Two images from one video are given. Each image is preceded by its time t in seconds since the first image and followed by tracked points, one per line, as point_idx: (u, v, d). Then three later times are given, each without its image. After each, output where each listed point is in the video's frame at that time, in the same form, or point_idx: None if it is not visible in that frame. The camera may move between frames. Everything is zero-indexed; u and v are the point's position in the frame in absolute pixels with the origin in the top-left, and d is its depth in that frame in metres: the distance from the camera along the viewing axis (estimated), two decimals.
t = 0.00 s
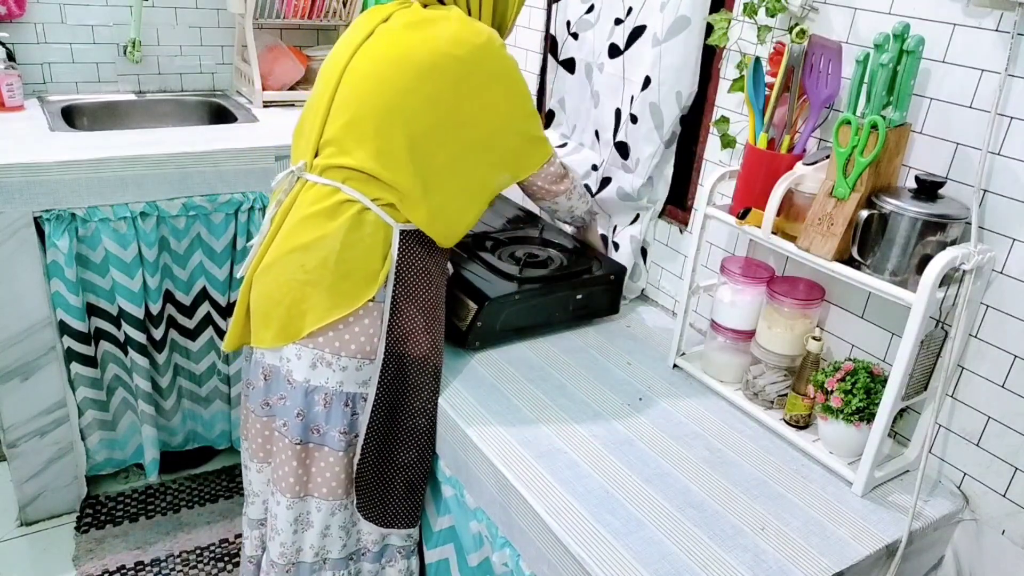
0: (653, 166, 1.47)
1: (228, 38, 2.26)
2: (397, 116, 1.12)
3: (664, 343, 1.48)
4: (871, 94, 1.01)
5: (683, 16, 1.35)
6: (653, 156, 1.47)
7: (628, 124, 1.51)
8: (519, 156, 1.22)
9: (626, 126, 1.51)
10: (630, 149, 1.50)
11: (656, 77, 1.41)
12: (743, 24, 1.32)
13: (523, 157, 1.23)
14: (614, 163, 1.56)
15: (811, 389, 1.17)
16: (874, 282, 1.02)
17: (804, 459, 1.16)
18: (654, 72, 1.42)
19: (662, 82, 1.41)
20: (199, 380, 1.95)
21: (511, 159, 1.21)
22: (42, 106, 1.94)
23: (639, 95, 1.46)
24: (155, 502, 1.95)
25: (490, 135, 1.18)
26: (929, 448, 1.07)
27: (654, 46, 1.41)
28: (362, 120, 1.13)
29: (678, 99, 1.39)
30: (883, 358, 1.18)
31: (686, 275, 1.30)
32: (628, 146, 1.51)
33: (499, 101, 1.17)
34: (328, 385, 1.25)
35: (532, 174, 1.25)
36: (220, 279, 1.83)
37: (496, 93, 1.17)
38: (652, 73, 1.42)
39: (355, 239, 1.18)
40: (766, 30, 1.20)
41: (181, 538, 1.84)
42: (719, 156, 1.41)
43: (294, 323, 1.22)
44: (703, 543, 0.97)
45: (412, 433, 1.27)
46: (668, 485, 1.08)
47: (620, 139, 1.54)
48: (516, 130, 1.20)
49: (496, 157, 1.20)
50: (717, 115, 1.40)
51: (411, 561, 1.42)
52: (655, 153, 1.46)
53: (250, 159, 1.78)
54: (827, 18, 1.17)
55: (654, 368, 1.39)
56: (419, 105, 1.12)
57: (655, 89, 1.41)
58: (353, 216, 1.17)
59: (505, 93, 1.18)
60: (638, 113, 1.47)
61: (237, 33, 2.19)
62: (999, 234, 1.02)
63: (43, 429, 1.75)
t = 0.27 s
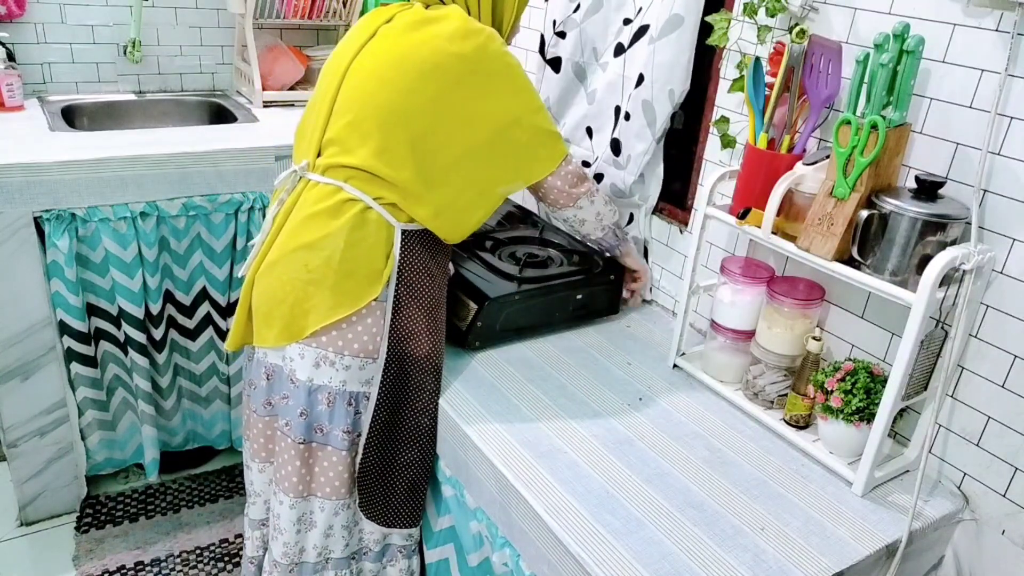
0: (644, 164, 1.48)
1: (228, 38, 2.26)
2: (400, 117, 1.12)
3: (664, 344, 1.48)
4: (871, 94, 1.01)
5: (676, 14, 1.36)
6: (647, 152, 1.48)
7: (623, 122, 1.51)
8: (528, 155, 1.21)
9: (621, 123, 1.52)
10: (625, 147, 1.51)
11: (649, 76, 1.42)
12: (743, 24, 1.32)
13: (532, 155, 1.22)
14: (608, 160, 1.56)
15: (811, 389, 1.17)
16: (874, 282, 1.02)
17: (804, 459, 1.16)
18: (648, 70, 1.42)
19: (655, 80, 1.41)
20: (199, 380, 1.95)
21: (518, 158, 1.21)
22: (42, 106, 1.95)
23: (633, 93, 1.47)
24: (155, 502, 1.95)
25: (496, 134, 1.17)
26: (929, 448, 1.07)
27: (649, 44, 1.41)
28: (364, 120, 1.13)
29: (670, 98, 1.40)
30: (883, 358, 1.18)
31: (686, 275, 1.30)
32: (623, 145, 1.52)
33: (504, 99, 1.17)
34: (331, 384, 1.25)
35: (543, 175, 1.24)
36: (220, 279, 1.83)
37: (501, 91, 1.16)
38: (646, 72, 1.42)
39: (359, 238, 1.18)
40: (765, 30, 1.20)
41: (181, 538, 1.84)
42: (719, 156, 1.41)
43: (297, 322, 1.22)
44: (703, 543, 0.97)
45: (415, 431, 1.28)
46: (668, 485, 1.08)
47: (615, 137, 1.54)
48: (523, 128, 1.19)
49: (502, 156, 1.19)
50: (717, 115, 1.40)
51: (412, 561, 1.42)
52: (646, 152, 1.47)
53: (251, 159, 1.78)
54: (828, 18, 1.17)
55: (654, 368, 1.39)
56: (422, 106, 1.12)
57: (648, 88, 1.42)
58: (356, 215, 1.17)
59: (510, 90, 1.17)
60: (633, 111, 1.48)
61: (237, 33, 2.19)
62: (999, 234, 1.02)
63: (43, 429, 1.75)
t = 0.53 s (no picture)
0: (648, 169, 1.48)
1: (228, 38, 2.26)
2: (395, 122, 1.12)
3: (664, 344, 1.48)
4: (871, 94, 1.01)
5: (685, 16, 1.35)
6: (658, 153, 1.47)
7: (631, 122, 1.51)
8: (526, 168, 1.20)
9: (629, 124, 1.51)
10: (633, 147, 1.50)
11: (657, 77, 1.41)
12: (743, 24, 1.32)
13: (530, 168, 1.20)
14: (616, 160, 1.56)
15: (811, 389, 1.17)
16: (874, 282, 1.02)
17: (804, 459, 1.16)
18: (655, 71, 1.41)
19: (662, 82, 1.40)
20: (199, 380, 1.95)
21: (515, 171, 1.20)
22: (42, 106, 1.94)
23: (641, 94, 1.46)
24: (155, 502, 1.95)
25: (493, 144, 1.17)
26: (929, 448, 1.07)
27: (655, 46, 1.41)
28: (359, 123, 1.13)
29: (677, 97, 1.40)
30: (883, 358, 1.18)
31: (686, 275, 1.30)
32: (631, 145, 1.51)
33: (503, 109, 1.17)
34: (326, 387, 1.25)
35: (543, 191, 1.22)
36: (220, 279, 1.83)
37: (498, 101, 1.17)
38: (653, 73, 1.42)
39: (354, 240, 1.17)
40: (766, 30, 1.20)
41: (181, 538, 1.84)
42: (719, 156, 1.41)
43: (292, 324, 1.22)
44: (703, 543, 0.97)
45: (412, 435, 1.27)
46: (668, 485, 1.08)
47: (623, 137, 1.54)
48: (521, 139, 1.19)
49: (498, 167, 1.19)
50: (717, 115, 1.40)
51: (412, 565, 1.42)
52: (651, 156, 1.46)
53: (251, 159, 1.78)
54: (828, 18, 1.17)
55: (654, 368, 1.39)
56: (418, 112, 1.12)
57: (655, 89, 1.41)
58: (351, 218, 1.16)
59: (509, 101, 1.17)
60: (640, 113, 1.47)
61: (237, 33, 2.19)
62: (999, 234, 1.02)
63: (43, 428, 1.75)
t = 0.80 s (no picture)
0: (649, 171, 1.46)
1: (228, 38, 2.26)
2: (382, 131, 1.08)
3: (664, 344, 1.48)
4: (871, 94, 1.01)
5: (683, 15, 1.34)
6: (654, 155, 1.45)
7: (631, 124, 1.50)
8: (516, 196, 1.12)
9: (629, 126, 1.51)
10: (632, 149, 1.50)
11: (656, 78, 1.40)
12: (743, 24, 1.32)
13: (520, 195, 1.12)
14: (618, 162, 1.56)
15: (811, 389, 1.17)
16: (874, 282, 1.02)
17: (804, 459, 1.16)
18: (654, 72, 1.41)
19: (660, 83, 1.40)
20: (199, 380, 1.95)
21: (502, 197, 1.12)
22: (42, 106, 1.94)
23: (641, 95, 1.45)
24: (155, 502, 1.95)
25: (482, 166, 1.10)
26: (929, 448, 1.07)
27: (654, 48, 1.40)
28: (353, 131, 1.11)
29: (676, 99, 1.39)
30: (883, 358, 1.18)
31: (686, 275, 1.30)
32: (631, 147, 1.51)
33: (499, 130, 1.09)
34: (314, 392, 1.25)
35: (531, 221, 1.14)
36: (220, 279, 1.83)
37: (496, 123, 1.09)
38: (651, 74, 1.41)
39: (342, 248, 1.16)
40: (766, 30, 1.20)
41: (181, 538, 1.84)
42: (719, 156, 1.41)
43: (283, 326, 1.22)
44: (703, 543, 0.97)
45: (401, 445, 1.27)
46: (668, 485, 1.08)
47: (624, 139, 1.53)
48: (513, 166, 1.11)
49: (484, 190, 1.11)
50: (717, 115, 1.40)
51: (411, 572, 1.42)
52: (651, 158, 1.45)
53: (251, 160, 1.78)
54: (828, 18, 1.17)
55: (654, 368, 1.39)
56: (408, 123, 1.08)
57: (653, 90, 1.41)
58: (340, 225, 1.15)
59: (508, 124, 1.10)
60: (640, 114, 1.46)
61: (237, 33, 2.19)
62: (999, 234, 1.02)
63: (43, 429, 1.75)
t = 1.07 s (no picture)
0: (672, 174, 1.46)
1: (228, 38, 2.26)
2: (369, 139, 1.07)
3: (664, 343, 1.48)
4: (871, 94, 1.01)
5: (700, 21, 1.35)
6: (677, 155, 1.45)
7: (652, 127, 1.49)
8: (490, 226, 1.08)
9: (649, 129, 1.49)
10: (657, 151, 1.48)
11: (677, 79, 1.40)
12: (743, 24, 1.32)
13: (503, 227, 1.08)
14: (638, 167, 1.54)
15: (811, 389, 1.17)
16: (873, 282, 1.02)
17: (804, 459, 1.16)
18: (676, 76, 1.41)
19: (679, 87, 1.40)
20: (199, 380, 1.95)
21: (479, 226, 1.08)
22: (42, 106, 1.94)
23: (660, 99, 1.45)
24: (155, 502, 1.95)
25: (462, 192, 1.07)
26: (929, 448, 1.07)
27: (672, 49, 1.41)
28: (348, 134, 1.09)
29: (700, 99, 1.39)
30: (883, 358, 1.18)
31: (686, 274, 1.30)
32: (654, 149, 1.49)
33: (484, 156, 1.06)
34: (296, 393, 1.24)
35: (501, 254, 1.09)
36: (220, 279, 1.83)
37: (484, 148, 1.06)
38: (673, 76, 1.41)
39: (324, 251, 1.16)
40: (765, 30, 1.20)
41: (181, 538, 1.84)
42: (719, 156, 1.41)
43: (264, 323, 1.23)
44: (703, 543, 0.97)
45: (378, 452, 1.27)
46: (668, 485, 1.08)
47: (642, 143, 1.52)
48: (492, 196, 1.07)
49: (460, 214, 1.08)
50: (717, 115, 1.40)
51: None
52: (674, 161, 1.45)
53: (251, 160, 1.78)
54: (827, 18, 1.17)
55: (654, 368, 1.39)
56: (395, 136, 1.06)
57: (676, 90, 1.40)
58: (326, 228, 1.15)
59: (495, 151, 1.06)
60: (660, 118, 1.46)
61: (237, 33, 2.19)
62: (999, 234, 1.02)
63: (43, 429, 1.75)
